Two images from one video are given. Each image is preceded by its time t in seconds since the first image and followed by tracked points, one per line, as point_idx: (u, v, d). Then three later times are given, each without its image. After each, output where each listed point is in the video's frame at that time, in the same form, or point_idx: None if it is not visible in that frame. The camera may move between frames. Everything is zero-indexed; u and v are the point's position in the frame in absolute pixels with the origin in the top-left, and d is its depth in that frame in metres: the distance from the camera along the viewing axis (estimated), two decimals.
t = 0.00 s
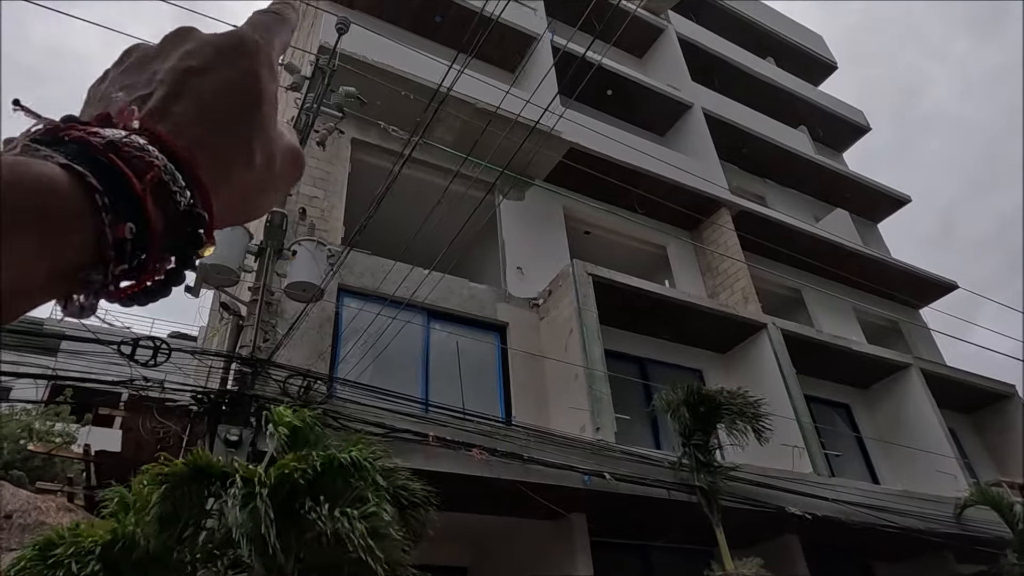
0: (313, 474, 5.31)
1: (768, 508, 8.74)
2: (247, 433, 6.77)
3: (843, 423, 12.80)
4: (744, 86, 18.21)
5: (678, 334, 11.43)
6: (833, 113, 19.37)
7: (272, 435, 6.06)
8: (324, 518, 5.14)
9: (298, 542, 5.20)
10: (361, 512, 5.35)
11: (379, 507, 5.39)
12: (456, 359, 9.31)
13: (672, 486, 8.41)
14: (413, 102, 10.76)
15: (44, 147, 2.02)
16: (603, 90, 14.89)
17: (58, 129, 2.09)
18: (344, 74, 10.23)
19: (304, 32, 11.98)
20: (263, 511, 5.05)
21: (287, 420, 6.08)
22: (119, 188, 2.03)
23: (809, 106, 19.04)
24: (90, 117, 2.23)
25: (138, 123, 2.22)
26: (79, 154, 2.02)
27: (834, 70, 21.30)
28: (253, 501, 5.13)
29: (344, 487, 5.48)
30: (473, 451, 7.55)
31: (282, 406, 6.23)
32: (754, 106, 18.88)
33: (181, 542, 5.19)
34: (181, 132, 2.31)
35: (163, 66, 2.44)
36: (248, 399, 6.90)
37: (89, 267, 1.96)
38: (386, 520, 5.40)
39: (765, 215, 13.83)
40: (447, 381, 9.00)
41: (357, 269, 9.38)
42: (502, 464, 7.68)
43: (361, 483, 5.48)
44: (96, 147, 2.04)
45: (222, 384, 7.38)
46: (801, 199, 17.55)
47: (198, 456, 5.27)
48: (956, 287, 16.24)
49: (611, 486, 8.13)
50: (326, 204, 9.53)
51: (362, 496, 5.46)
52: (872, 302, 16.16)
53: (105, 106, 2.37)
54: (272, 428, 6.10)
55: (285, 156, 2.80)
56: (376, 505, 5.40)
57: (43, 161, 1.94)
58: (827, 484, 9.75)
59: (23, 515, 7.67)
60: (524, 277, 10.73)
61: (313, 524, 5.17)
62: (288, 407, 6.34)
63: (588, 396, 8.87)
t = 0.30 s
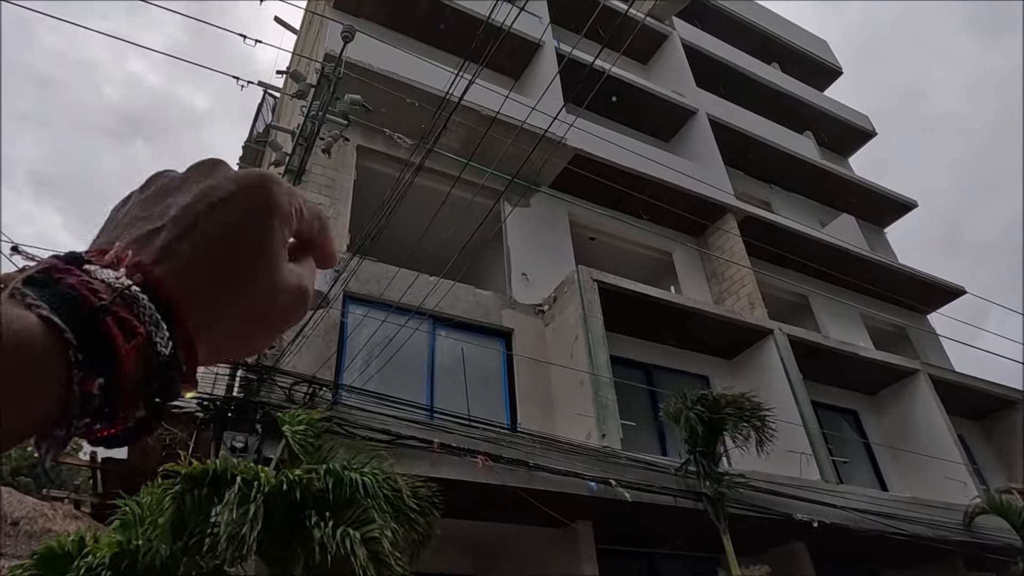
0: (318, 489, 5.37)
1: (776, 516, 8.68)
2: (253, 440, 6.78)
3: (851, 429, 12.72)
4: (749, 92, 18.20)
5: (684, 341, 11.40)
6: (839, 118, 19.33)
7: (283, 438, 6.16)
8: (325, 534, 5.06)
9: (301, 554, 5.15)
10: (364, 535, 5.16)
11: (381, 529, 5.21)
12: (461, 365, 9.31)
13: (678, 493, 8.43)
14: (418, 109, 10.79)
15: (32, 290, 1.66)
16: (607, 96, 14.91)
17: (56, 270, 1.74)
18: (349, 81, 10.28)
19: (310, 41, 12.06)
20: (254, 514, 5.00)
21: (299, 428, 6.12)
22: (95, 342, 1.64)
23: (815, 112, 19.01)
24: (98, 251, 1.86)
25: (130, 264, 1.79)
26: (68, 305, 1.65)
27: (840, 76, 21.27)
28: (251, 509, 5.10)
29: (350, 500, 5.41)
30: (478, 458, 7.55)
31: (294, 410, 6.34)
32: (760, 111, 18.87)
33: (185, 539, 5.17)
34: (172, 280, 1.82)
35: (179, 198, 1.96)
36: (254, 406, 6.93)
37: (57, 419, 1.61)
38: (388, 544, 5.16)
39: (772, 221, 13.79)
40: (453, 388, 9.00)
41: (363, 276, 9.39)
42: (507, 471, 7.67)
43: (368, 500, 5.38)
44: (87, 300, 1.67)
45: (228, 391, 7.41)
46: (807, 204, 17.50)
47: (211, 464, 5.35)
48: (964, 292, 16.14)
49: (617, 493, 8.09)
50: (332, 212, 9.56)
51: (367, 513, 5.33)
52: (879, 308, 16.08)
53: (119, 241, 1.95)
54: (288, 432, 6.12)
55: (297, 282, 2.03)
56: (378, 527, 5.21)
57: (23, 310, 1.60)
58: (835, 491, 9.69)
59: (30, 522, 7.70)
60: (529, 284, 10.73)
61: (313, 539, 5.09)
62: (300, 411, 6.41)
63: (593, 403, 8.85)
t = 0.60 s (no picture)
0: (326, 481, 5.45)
1: (785, 518, 8.61)
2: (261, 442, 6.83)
3: (860, 432, 12.62)
4: (756, 93, 18.16)
5: (691, 342, 11.35)
6: (847, 118, 19.24)
7: (293, 439, 6.19)
8: (336, 534, 5.12)
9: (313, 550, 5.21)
10: (375, 529, 5.27)
11: (393, 523, 5.31)
12: (467, 368, 9.30)
13: (686, 496, 8.37)
14: (424, 112, 10.82)
15: None
16: (613, 98, 14.91)
17: None
18: (356, 85, 10.33)
19: (317, 45, 12.12)
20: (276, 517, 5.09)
21: (303, 430, 6.21)
22: None
23: (822, 112, 18.94)
24: None
25: None
26: None
27: (848, 76, 21.19)
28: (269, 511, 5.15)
29: (356, 498, 5.53)
30: (485, 461, 7.52)
31: (298, 414, 6.36)
32: (767, 112, 18.82)
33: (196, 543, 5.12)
34: None
35: None
36: (262, 409, 6.96)
37: None
38: (398, 538, 5.25)
39: (779, 222, 13.73)
40: (460, 391, 8.99)
41: (369, 279, 9.41)
42: (515, 474, 7.64)
43: (375, 497, 5.49)
44: None
45: (236, 393, 7.42)
46: (815, 205, 17.43)
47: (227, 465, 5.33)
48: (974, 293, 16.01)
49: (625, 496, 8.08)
50: (339, 215, 9.59)
51: (377, 510, 5.42)
52: (889, 309, 15.98)
53: None
54: (293, 434, 6.20)
55: None
56: (389, 522, 5.30)
57: None
58: (845, 493, 9.62)
59: (40, 525, 7.74)
60: (535, 286, 10.72)
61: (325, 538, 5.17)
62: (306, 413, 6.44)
63: (600, 405, 8.83)
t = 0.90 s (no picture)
0: (334, 477, 5.47)
1: (798, 518, 8.56)
2: (272, 442, 6.87)
3: (873, 431, 12.53)
4: (765, 91, 18.07)
5: (702, 341, 11.31)
6: (857, 116, 19.12)
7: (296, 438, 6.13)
8: (350, 527, 5.22)
9: (325, 547, 5.22)
10: (390, 515, 5.45)
11: (408, 509, 5.50)
12: (477, 368, 9.30)
13: (698, 495, 8.33)
14: (433, 113, 10.83)
15: None
16: (622, 97, 14.87)
17: None
18: (365, 86, 10.35)
19: (326, 46, 12.15)
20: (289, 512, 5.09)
21: (305, 427, 6.16)
22: None
23: (832, 110, 18.84)
24: None
25: None
26: None
27: (858, 73, 21.05)
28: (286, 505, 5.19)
29: (365, 491, 5.58)
30: (495, 461, 7.50)
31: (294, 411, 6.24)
32: (777, 110, 18.73)
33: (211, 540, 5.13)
34: None
35: None
36: (273, 409, 6.98)
37: None
38: (415, 521, 5.51)
39: (790, 220, 13.66)
40: (470, 391, 8.99)
41: (379, 279, 9.43)
42: (526, 473, 7.63)
43: (386, 487, 5.57)
44: None
45: (248, 394, 7.44)
46: (825, 203, 17.35)
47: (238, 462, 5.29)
48: (987, 291, 15.87)
49: (636, 496, 8.07)
50: (348, 216, 9.61)
51: (390, 502, 5.52)
52: (901, 308, 15.86)
53: None
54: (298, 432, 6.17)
55: None
56: (404, 506, 5.50)
57: None
58: (858, 493, 9.56)
59: (54, 525, 7.77)
60: (545, 286, 10.71)
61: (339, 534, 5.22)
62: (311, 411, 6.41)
63: (610, 405, 8.80)
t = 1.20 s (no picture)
0: (340, 478, 5.37)
1: (812, 516, 8.50)
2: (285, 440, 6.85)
3: (887, 429, 12.43)
4: (776, 88, 17.99)
5: (714, 339, 11.26)
6: (869, 112, 18.99)
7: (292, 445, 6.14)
8: (360, 531, 5.15)
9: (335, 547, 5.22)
10: (398, 524, 5.37)
11: (417, 518, 5.39)
12: (489, 366, 9.29)
13: (711, 494, 8.29)
14: (443, 111, 10.83)
15: None
16: (631, 95, 14.83)
17: None
18: (375, 85, 10.36)
19: (336, 46, 12.18)
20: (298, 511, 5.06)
21: (313, 426, 6.15)
22: None
23: (843, 106, 18.72)
24: None
25: None
26: None
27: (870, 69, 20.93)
28: (297, 504, 5.16)
29: (375, 494, 5.47)
30: (506, 459, 7.46)
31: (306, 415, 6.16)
32: (787, 107, 18.64)
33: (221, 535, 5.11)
34: None
35: None
36: (286, 407, 6.99)
37: None
38: (425, 532, 5.38)
39: (801, 217, 13.58)
40: (481, 390, 8.98)
41: (390, 277, 9.43)
42: (538, 471, 7.61)
43: (395, 492, 5.45)
44: None
45: (261, 392, 7.45)
46: (837, 200, 17.25)
47: (247, 457, 5.25)
48: (1002, 288, 15.73)
49: (649, 493, 8.04)
50: (359, 214, 9.62)
51: (400, 507, 5.43)
52: (914, 305, 15.74)
53: None
54: (305, 432, 6.17)
55: None
56: (413, 516, 5.40)
57: None
58: (873, 492, 9.49)
59: (69, 523, 7.86)
60: (555, 284, 10.68)
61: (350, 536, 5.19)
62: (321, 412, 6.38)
63: (622, 403, 8.77)
